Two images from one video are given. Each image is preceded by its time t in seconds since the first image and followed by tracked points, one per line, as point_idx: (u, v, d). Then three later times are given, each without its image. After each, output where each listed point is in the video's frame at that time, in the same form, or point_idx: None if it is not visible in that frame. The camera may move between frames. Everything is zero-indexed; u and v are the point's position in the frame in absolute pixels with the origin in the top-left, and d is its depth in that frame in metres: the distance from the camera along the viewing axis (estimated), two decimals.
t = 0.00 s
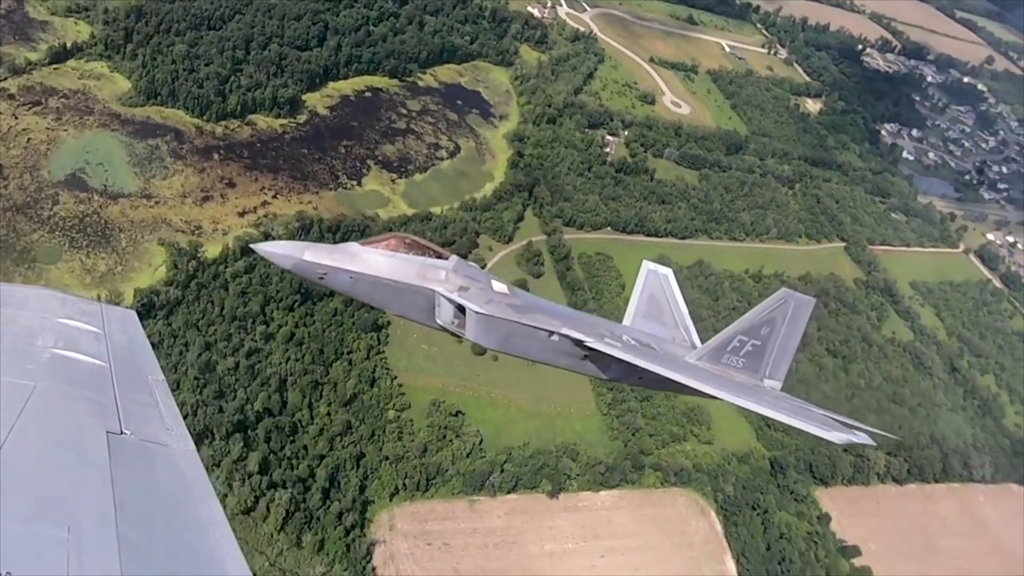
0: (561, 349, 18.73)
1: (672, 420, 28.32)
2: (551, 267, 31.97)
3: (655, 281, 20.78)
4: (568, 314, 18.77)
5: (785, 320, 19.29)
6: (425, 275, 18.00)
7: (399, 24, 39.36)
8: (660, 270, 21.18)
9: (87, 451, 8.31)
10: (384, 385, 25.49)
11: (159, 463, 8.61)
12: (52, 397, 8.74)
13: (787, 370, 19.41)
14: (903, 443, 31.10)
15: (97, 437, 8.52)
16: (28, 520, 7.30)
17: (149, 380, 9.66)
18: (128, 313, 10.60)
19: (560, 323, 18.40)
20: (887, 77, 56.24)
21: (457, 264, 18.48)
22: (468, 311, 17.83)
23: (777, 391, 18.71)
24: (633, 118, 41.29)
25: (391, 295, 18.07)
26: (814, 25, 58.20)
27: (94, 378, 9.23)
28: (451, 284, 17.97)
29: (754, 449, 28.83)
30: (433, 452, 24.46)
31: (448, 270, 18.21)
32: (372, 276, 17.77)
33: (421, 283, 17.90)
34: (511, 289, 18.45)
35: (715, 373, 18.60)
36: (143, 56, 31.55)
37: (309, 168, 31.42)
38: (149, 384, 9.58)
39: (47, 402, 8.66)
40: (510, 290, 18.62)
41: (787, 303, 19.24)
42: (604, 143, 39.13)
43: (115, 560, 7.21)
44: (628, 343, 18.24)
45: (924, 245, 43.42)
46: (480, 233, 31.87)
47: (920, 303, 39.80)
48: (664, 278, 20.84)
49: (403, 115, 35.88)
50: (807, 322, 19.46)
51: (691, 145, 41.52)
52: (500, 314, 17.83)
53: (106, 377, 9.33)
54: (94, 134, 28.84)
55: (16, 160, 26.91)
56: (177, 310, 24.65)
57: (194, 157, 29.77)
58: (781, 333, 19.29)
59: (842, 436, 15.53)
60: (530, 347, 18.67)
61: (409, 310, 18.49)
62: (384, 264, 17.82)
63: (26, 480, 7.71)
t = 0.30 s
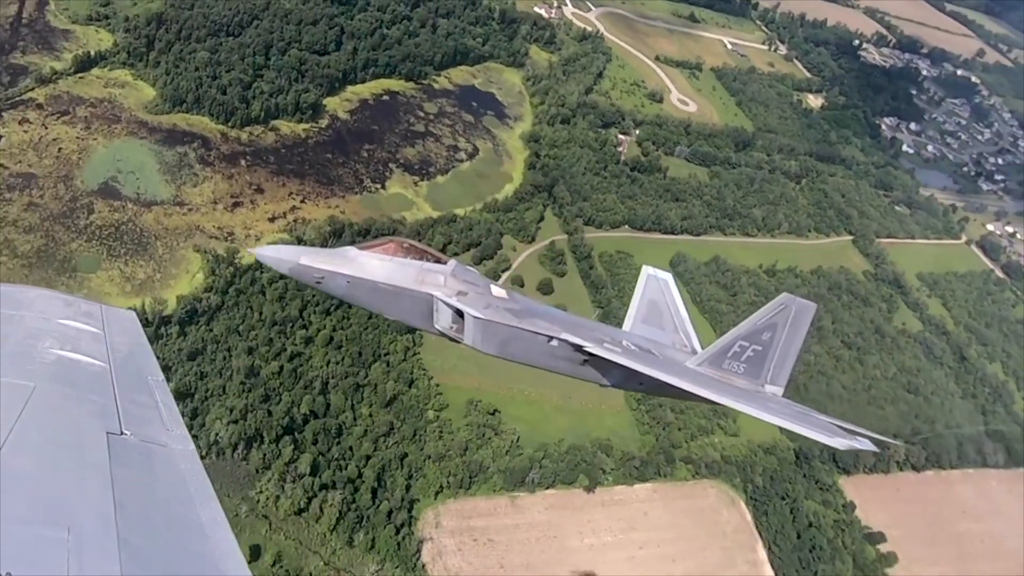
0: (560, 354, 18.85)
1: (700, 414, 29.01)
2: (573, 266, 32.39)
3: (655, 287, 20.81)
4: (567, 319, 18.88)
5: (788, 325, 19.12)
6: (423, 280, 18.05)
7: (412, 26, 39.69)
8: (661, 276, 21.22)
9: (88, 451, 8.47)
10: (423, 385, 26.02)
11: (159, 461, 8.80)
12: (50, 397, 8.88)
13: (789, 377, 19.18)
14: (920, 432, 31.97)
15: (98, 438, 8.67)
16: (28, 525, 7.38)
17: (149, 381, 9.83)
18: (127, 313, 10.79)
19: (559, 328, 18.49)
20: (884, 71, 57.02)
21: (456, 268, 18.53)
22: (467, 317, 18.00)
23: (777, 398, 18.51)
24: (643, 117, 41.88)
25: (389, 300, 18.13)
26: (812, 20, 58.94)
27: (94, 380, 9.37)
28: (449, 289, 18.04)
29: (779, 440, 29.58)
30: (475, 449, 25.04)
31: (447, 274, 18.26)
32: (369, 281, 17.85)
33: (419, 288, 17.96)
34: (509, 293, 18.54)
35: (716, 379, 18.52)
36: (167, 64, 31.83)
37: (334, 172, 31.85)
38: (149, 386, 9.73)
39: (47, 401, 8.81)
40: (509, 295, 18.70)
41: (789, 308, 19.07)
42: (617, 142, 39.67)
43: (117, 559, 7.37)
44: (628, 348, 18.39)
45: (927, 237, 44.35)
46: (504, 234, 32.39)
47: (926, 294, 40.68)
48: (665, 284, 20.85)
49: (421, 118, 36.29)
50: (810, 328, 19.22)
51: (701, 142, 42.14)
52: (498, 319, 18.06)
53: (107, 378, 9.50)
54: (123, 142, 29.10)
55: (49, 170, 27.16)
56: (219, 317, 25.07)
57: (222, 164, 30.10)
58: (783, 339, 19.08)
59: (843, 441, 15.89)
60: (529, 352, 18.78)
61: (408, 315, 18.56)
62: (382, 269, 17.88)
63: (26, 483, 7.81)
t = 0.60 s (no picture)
0: (559, 359, 20.02)
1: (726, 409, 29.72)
2: (595, 265, 32.97)
3: (655, 293, 21.62)
4: (564, 324, 20.07)
5: (788, 331, 19.74)
6: (421, 284, 19.38)
7: (425, 30, 40.03)
8: (661, 282, 22.00)
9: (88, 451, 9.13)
10: (459, 387, 26.46)
11: (158, 462, 9.49)
12: (48, 398, 9.54)
13: (790, 384, 19.83)
14: (935, 421, 32.83)
15: (96, 437, 9.35)
16: (27, 525, 7.97)
17: (146, 382, 10.56)
18: (124, 316, 11.55)
19: (556, 332, 19.71)
20: (881, 67, 57.84)
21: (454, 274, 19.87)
22: (464, 319, 19.23)
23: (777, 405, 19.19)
24: (652, 117, 42.44)
25: (388, 304, 19.40)
26: (809, 17, 59.71)
27: (93, 382, 10.08)
28: (447, 293, 19.36)
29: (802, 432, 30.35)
30: (513, 449, 25.64)
31: (444, 279, 19.60)
32: (367, 284, 19.12)
33: (416, 292, 19.29)
34: (507, 298, 19.78)
35: (716, 385, 19.41)
36: (190, 72, 32.10)
37: (358, 177, 32.25)
38: (148, 387, 10.48)
39: (46, 402, 9.48)
40: (506, 299, 19.96)
41: (791, 314, 19.66)
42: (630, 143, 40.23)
43: (115, 559, 7.95)
44: (627, 354, 19.44)
45: (931, 230, 45.25)
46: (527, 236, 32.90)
47: (933, 286, 41.52)
48: (665, 291, 21.63)
49: (438, 121, 36.67)
50: (811, 333, 19.82)
51: (710, 141, 42.73)
52: (494, 322, 19.22)
53: (106, 381, 10.20)
54: (151, 151, 29.39)
55: (82, 180, 27.43)
56: (257, 323, 25.43)
57: (249, 171, 30.45)
58: (784, 346, 19.76)
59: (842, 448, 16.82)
60: (527, 356, 19.99)
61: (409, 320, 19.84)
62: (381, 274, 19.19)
63: (26, 484, 8.42)
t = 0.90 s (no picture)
0: (558, 359, 20.21)
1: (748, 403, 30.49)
2: (616, 264, 33.54)
3: (655, 295, 21.86)
4: (564, 325, 20.23)
5: (789, 332, 19.89)
6: (419, 284, 19.39)
7: (437, 33, 40.35)
8: (661, 284, 22.24)
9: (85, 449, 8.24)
10: (494, 387, 26.99)
11: (159, 461, 8.52)
12: (51, 395, 8.68)
13: (792, 384, 20.00)
14: (949, 411, 33.69)
15: (96, 436, 8.44)
16: (25, 523, 7.16)
17: (149, 378, 9.62)
18: (127, 310, 10.62)
19: (555, 333, 19.86)
20: (878, 63, 58.67)
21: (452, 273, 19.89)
22: (462, 320, 19.27)
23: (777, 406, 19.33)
24: (661, 116, 43.02)
25: (386, 303, 19.45)
26: (806, 14, 60.47)
27: (89, 378, 9.13)
28: (445, 293, 19.39)
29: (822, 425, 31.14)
30: (550, 447, 26.23)
31: (442, 279, 19.61)
32: (365, 284, 19.17)
33: (415, 292, 19.32)
34: (505, 298, 19.87)
35: (718, 387, 19.54)
36: (212, 80, 32.36)
37: (381, 182, 32.65)
38: (148, 383, 9.51)
39: (47, 400, 8.59)
40: (504, 299, 20.06)
41: (791, 314, 19.80)
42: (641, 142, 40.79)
43: (113, 559, 7.11)
44: (627, 354, 19.66)
45: (933, 223, 46.12)
46: (548, 236, 33.43)
47: (938, 279, 42.34)
48: (664, 293, 21.89)
49: (455, 124, 37.10)
50: (813, 333, 19.96)
51: (719, 139, 43.33)
52: (493, 322, 19.32)
53: (104, 376, 9.26)
54: (180, 159, 29.68)
55: (114, 190, 27.65)
56: (296, 329, 25.83)
57: (276, 177, 30.77)
58: (785, 346, 19.93)
59: (847, 448, 17.01)
60: (526, 356, 20.17)
61: (407, 320, 19.90)
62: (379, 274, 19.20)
63: (23, 483, 7.57)
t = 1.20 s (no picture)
0: (555, 356, 19.34)
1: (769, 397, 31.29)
2: (634, 262, 34.16)
3: (654, 293, 22.00)
4: (561, 320, 19.40)
5: (788, 327, 20.48)
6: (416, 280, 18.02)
7: (448, 35, 40.70)
8: (658, 282, 22.35)
9: (85, 446, 8.38)
10: (525, 386, 27.63)
11: (157, 457, 8.63)
12: (47, 391, 8.81)
13: (791, 380, 20.54)
14: (959, 400, 34.64)
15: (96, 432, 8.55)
16: (27, 520, 7.39)
17: (148, 372, 9.70)
18: (124, 304, 10.66)
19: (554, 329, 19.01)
20: (874, 59, 59.51)
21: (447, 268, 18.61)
22: (460, 316, 18.09)
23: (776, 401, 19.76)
24: (669, 115, 43.61)
25: (379, 301, 17.98)
26: (802, 11, 61.27)
27: (89, 373, 9.20)
28: (443, 290, 18.13)
29: (840, 416, 31.98)
30: (583, 443, 26.87)
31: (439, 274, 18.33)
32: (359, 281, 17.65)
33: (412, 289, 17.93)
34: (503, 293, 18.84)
35: (719, 382, 19.87)
36: (234, 86, 32.64)
37: (403, 185, 33.05)
38: (146, 378, 9.55)
39: (44, 396, 8.73)
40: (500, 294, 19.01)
41: (789, 310, 20.46)
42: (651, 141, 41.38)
43: (112, 557, 7.29)
44: (627, 351, 19.19)
45: (933, 216, 47.00)
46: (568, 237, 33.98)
47: (941, 271, 43.17)
48: (662, 291, 22.01)
49: (470, 127, 37.57)
50: (811, 329, 20.59)
51: (726, 136, 43.97)
52: (494, 319, 18.26)
53: (103, 371, 9.33)
54: (206, 167, 29.97)
55: (145, 199, 27.92)
56: (332, 333, 26.34)
57: (301, 183, 31.12)
58: (784, 342, 20.52)
59: (847, 440, 17.24)
60: (523, 353, 19.15)
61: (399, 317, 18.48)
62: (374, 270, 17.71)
63: (24, 481, 7.77)
